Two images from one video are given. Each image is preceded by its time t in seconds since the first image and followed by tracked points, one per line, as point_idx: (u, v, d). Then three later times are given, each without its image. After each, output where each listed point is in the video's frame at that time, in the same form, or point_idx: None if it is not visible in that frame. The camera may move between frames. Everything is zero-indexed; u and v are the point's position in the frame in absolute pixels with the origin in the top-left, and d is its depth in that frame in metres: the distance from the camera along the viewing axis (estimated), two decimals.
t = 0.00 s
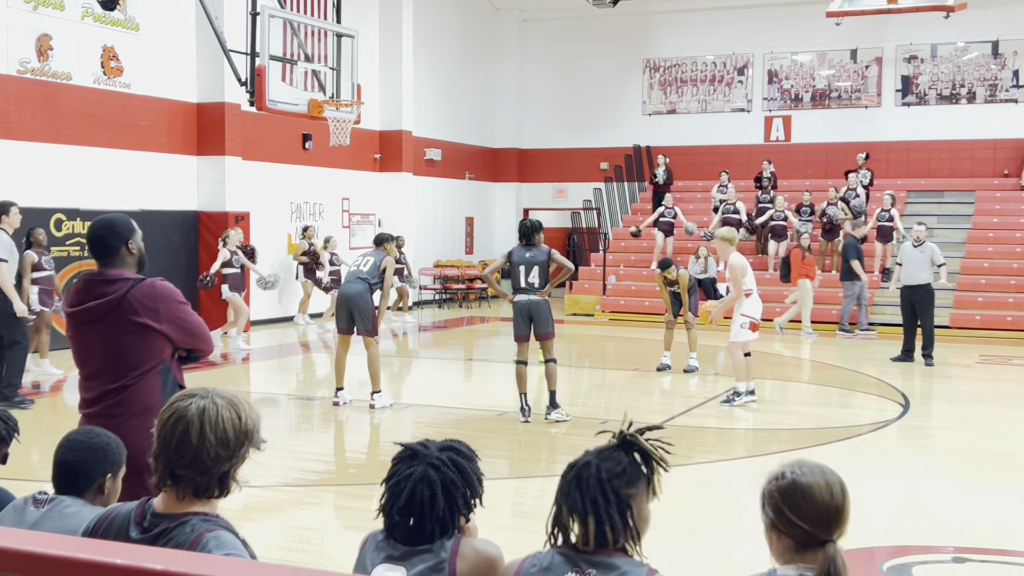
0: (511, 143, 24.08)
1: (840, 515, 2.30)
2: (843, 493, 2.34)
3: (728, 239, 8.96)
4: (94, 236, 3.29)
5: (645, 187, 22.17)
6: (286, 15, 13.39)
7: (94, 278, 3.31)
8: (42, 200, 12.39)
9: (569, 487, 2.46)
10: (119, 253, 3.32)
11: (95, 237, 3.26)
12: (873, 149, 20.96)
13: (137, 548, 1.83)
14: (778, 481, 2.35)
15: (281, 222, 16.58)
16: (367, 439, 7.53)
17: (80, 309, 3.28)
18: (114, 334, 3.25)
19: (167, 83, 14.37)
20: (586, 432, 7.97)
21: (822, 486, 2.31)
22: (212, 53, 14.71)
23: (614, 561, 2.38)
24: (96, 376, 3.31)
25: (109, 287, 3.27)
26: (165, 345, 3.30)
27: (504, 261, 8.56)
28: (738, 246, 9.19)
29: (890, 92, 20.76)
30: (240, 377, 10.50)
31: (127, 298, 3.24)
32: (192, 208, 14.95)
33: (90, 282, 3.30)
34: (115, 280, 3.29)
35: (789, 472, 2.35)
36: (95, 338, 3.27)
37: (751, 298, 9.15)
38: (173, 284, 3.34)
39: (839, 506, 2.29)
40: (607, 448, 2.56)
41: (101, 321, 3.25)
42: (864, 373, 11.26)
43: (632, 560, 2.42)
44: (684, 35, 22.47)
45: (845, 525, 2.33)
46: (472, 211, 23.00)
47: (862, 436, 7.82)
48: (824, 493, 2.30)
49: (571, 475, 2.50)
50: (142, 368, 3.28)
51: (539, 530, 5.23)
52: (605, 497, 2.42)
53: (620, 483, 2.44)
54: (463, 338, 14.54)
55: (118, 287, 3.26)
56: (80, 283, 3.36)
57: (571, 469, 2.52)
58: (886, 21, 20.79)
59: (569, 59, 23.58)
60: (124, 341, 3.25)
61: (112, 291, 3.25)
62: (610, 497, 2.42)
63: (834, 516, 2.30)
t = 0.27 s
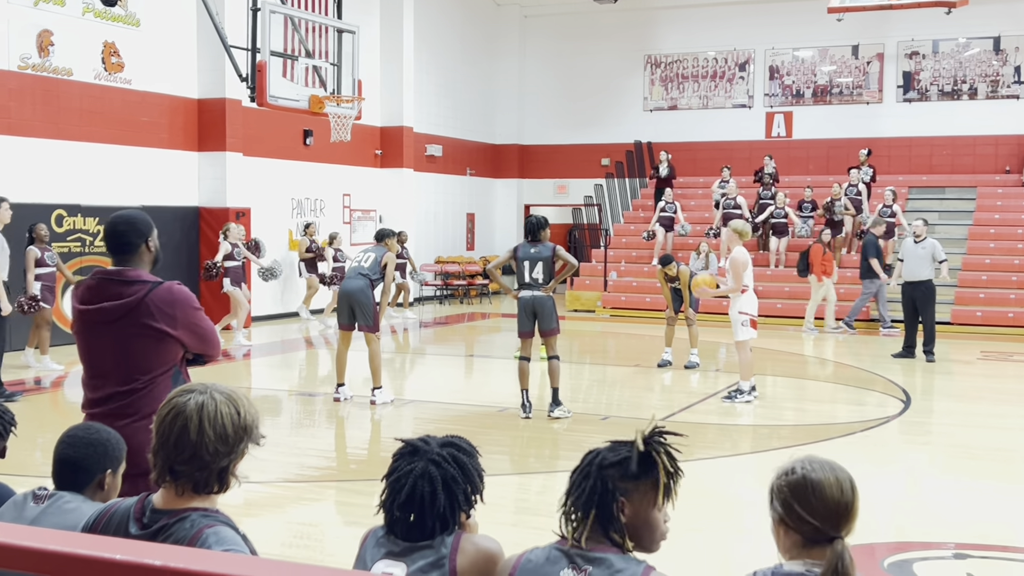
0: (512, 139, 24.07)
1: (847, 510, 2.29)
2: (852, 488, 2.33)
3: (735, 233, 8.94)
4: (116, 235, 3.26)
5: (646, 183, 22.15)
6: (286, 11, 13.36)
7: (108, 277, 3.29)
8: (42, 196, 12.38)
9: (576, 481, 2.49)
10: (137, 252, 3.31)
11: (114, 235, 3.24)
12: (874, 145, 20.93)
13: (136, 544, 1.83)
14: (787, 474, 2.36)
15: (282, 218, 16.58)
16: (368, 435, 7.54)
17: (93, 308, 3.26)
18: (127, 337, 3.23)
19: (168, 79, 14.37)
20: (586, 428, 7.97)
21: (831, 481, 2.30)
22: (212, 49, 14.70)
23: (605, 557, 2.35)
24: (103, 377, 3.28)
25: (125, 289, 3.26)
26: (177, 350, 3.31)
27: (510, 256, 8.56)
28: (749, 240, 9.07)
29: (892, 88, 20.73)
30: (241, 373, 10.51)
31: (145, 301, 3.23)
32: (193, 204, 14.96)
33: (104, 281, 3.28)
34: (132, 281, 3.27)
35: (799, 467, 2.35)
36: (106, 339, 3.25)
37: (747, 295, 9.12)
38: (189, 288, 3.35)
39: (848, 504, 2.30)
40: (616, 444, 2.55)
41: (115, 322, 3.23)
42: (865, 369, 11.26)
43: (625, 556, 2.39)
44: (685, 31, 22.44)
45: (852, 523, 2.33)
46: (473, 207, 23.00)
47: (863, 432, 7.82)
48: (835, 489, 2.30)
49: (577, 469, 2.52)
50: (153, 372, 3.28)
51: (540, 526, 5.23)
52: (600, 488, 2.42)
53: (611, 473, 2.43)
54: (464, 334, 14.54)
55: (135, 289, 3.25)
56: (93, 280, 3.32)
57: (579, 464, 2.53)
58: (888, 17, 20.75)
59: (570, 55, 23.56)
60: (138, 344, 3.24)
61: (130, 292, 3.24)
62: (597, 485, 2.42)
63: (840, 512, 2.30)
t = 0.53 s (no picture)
0: (512, 136, 24.07)
1: (832, 499, 2.29)
2: (837, 478, 2.32)
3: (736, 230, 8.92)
4: (142, 233, 3.25)
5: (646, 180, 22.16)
6: (285, 7, 13.35)
7: (128, 273, 3.29)
8: (42, 192, 12.38)
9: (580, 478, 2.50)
10: (160, 254, 3.31)
11: (140, 234, 3.25)
12: (874, 142, 20.92)
13: (136, 540, 1.83)
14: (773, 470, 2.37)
15: (282, 214, 16.57)
16: (368, 432, 7.54)
17: (110, 303, 3.26)
18: (139, 337, 3.23)
19: (169, 75, 14.37)
20: (586, 425, 7.98)
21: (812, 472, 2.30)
22: (212, 45, 14.69)
23: (606, 554, 2.34)
24: (109, 373, 3.28)
25: (145, 290, 3.26)
26: (187, 356, 3.31)
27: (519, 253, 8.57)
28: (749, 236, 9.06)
29: (892, 85, 20.72)
30: (241, 369, 10.50)
31: (163, 304, 3.23)
32: (192, 201, 14.96)
33: (124, 278, 3.29)
34: (152, 283, 3.27)
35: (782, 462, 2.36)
36: (118, 336, 3.25)
37: (743, 292, 9.09)
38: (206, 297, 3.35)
39: (832, 492, 2.29)
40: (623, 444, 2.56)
41: (130, 321, 3.23)
42: (864, 367, 11.27)
43: (626, 554, 2.38)
44: (685, 28, 22.43)
45: (841, 513, 2.31)
46: (473, 204, 22.99)
47: (862, 429, 7.83)
48: (814, 479, 2.29)
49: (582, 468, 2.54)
50: (159, 374, 3.28)
51: (540, 523, 5.24)
52: (602, 485, 2.42)
53: (612, 471, 2.43)
54: (464, 330, 14.54)
55: (155, 292, 3.25)
56: (113, 274, 3.32)
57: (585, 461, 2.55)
58: (888, 14, 20.73)
59: (570, 52, 23.54)
60: (149, 346, 3.24)
61: (149, 294, 3.25)
62: (598, 483, 2.43)
63: (825, 502, 2.29)
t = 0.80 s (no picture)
0: (511, 133, 24.06)
1: (826, 498, 2.29)
2: (831, 475, 2.32)
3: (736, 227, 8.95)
4: (143, 231, 3.25)
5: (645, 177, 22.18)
6: (285, 3, 13.33)
7: (128, 271, 3.29)
8: (42, 189, 12.37)
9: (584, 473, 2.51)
10: (161, 252, 3.30)
11: (141, 233, 3.24)
12: (874, 139, 20.92)
13: (137, 534, 1.83)
14: (768, 467, 2.37)
15: (281, 211, 16.57)
16: (368, 428, 7.55)
17: (110, 302, 3.26)
18: (139, 337, 3.24)
19: (169, 72, 14.37)
20: (585, 421, 7.99)
21: (805, 470, 2.30)
22: (211, 42, 14.67)
23: (608, 550, 2.34)
24: (108, 372, 3.29)
25: (146, 289, 3.26)
26: (186, 357, 3.32)
27: (528, 249, 8.58)
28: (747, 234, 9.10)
29: (891, 82, 20.71)
30: (240, 366, 10.50)
31: (164, 305, 3.23)
32: (192, 197, 14.95)
33: (125, 276, 3.29)
34: (153, 283, 3.27)
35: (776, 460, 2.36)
36: (118, 335, 3.25)
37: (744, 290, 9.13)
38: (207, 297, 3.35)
39: (826, 492, 2.29)
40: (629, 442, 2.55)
41: (130, 321, 3.24)
42: (863, 363, 11.28)
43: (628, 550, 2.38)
44: (685, 24, 22.42)
45: (835, 510, 2.31)
46: (473, 200, 22.99)
47: (861, 426, 7.84)
48: (808, 478, 2.29)
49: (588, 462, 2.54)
50: (158, 374, 3.29)
51: (540, 519, 5.25)
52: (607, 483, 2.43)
53: (617, 468, 2.44)
54: (463, 327, 14.55)
55: (156, 292, 3.25)
56: (113, 271, 3.31)
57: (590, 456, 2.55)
58: (887, 11, 20.73)
59: (569, 48, 23.53)
60: (149, 346, 3.25)
61: (149, 293, 3.25)
62: (602, 480, 2.44)
63: (819, 500, 2.29)
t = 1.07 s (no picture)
0: (509, 131, 24.05)
1: (828, 499, 2.29)
2: (834, 476, 2.32)
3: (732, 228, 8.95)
4: (139, 230, 3.24)
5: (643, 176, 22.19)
6: (283, 2, 13.33)
7: (125, 271, 3.29)
8: (39, 188, 12.35)
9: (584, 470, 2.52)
10: (157, 250, 3.29)
11: (137, 232, 3.24)
12: (871, 138, 20.94)
13: (138, 532, 1.83)
14: (770, 465, 2.37)
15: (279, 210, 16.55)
16: (366, 427, 7.54)
17: (107, 302, 3.25)
18: (137, 336, 3.23)
19: (167, 71, 14.35)
20: (584, 420, 7.99)
21: (807, 470, 2.30)
22: (209, 40, 14.66)
23: (609, 548, 2.34)
24: (106, 372, 3.29)
25: (143, 288, 3.25)
26: (185, 355, 3.31)
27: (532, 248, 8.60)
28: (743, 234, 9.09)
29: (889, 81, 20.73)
30: (239, 365, 10.50)
31: (161, 303, 3.23)
32: (189, 196, 14.93)
33: (121, 276, 3.28)
34: (150, 282, 3.27)
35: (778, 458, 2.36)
36: (116, 334, 3.25)
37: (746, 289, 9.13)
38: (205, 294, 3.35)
39: (828, 491, 2.29)
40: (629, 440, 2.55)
41: (128, 320, 3.23)
42: (861, 362, 11.29)
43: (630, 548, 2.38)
44: (682, 23, 22.42)
45: (837, 510, 2.31)
46: (470, 199, 22.98)
47: (859, 424, 7.85)
48: (810, 478, 2.30)
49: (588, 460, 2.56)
50: (157, 373, 3.29)
51: (538, 518, 5.25)
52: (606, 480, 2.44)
53: (617, 467, 2.45)
54: (461, 326, 14.55)
55: (153, 291, 3.25)
56: (109, 271, 3.31)
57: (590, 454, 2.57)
58: (885, 10, 20.74)
59: (567, 47, 23.53)
60: (147, 345, 3.24)
61: (146, 292, 3.24)
62: (603, 478, 2.44)
63: (820, 500, 2.29)
